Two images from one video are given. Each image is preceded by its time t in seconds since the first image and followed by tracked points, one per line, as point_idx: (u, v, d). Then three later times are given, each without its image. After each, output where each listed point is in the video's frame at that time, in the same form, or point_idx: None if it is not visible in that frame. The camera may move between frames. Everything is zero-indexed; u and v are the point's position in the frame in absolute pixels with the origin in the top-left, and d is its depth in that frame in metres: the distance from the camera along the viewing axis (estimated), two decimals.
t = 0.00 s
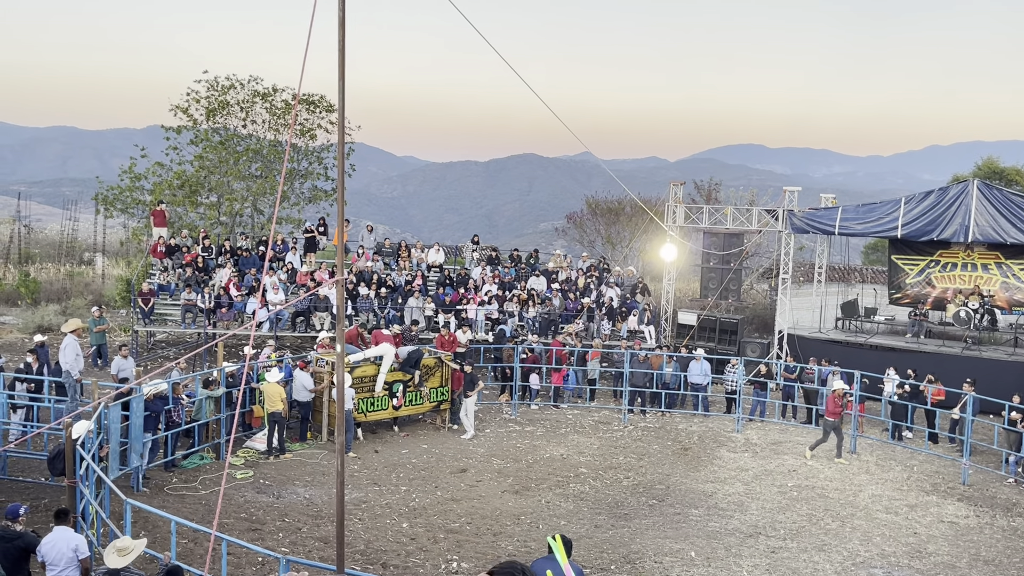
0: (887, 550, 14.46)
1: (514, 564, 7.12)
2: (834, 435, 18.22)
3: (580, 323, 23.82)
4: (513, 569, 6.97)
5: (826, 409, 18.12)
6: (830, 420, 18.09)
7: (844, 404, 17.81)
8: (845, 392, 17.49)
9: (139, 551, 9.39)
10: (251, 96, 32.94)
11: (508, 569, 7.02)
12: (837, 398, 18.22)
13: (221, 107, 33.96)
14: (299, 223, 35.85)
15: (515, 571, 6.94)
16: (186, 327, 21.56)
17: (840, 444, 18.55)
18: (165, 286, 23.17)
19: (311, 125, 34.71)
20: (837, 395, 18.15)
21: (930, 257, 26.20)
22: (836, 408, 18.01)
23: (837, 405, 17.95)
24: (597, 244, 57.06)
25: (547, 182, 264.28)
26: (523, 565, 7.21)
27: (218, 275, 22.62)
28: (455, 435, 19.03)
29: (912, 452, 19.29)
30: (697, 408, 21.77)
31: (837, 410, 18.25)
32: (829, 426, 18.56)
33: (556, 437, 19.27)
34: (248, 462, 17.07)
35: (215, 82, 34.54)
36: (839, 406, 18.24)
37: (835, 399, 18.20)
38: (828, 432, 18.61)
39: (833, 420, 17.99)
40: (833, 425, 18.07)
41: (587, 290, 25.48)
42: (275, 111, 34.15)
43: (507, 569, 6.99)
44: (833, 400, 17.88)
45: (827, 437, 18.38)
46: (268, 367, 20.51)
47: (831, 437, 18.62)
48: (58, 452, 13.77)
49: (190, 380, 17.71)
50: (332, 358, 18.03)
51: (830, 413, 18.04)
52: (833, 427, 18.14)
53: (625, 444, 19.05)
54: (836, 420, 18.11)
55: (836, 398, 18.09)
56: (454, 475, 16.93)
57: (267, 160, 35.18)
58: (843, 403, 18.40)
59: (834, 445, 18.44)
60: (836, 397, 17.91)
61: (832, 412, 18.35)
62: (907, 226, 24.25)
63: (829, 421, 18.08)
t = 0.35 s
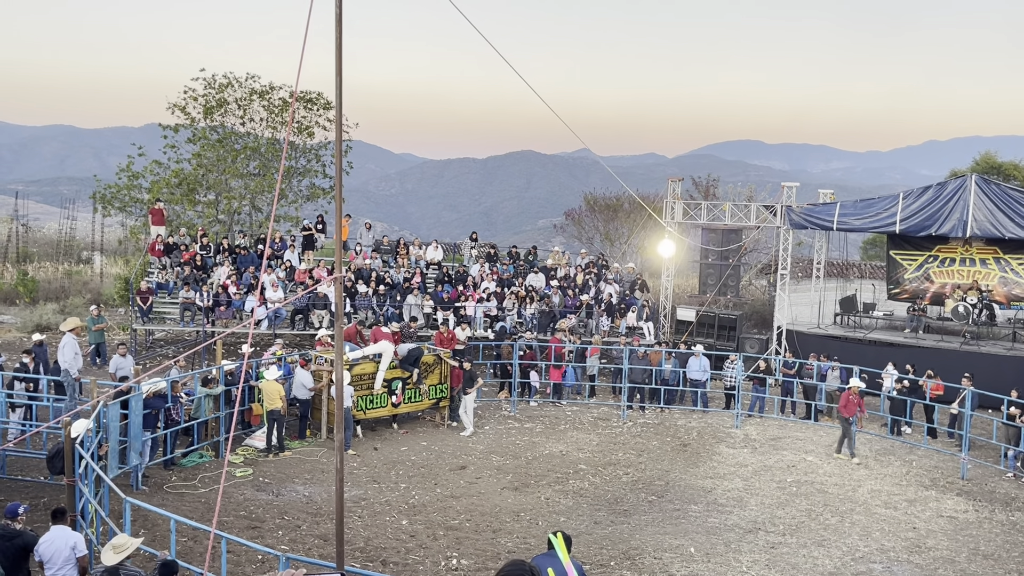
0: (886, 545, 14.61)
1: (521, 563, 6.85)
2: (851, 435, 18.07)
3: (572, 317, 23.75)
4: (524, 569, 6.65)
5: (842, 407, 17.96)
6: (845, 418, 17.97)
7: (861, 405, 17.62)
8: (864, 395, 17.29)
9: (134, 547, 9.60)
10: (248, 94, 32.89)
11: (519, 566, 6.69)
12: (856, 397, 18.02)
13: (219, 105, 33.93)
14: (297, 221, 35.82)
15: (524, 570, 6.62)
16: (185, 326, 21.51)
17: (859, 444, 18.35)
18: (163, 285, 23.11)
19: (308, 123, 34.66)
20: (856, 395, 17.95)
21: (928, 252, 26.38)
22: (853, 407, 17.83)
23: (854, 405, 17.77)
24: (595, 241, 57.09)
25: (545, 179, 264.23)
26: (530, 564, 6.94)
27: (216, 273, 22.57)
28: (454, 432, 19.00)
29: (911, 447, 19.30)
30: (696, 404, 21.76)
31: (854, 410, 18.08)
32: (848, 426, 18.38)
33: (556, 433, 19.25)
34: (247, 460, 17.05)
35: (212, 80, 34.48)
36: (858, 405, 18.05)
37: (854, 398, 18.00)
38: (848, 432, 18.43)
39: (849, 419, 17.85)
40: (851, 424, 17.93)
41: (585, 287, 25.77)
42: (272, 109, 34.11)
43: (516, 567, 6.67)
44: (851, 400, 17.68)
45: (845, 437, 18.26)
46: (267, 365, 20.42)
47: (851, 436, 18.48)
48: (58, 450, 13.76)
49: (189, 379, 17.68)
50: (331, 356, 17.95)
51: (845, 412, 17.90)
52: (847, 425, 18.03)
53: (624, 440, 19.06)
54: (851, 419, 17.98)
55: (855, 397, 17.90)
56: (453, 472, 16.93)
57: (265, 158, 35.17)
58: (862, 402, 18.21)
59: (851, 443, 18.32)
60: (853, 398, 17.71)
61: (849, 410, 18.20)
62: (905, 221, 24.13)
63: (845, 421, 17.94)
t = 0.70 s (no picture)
0: (880, 535, 14.84)
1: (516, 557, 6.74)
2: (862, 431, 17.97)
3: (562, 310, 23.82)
4: (519, 562, 6.51)
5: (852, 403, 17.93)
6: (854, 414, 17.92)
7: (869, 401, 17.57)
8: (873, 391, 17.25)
9: (129, 543, 9.60)
10: (240, 89, 32.75)
11: (514, 559, 6.57)
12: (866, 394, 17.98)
13: (211, 100, 33.80)
14: (290, 216, 35.74)
15: (520, 563, 6.49)
16: (178, 322, 21.41)
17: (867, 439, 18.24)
18: (156, 281, 23.02)
19: (301, 118, 34.54)
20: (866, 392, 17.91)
21: (921, 243, 26.43)
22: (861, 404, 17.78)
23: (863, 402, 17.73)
24: (589, 234, 57.12)
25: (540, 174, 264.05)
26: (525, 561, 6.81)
27: (209, 269, 22.51)
28: (449, 426, 18.98)
29: (904, 438, 19.36)
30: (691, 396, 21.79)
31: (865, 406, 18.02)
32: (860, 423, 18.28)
33: (550, 427, 19.26)
34: (242, 456, 17.03)
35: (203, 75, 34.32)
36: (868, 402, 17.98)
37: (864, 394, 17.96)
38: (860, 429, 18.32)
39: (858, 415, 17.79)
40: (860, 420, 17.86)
41: (579, 281, 25.56)
42: (264, 104, 33.97)
43: (511, 560, 6.54)
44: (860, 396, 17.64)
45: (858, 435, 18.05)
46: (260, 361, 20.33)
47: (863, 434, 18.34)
48: (52, 448, 13.75)
49: (183, 376, 17.64)
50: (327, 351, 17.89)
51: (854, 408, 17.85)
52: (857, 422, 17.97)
53: (619, 433, 19.07)
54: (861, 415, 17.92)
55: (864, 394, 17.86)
56: (449, 466, 16.95)
57: (257, 154, 35.07)
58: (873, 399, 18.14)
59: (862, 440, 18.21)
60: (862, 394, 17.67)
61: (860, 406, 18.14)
62: (898, 212, 24.09)
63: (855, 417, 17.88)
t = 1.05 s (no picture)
0: (868, 521, 15.00)
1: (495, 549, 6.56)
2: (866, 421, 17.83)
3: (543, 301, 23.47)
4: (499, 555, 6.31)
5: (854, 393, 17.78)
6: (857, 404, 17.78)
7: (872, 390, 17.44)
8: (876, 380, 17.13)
9: (118, 537, 9.59)
10: (225, 81, 32.54)
11: (493, 552, 6.40)
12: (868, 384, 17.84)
13: (196, 93, 33.60)
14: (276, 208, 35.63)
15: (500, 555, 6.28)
16: (165, 316, 21.31)
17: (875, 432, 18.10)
18: (143, 275, 22.91)
19: (286, 110, 34.36)
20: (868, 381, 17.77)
21: (907, 230, 26.52)
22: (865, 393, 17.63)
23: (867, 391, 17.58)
24: (577, 224, 57.16)
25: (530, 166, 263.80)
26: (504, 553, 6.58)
27: (196, 262, 22.40)
28: (439, 418, 18.97)
29: (892, 424, 19.46)
30: (680, 385, 21.84)
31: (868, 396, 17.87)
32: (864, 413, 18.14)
33: (540, 417, 19.26)
34: (231, 449, 16.98)
35: (187, 67, 34.07)
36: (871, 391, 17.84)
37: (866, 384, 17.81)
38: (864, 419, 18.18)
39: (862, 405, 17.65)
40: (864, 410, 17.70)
41: (567, 271, 25.69)
42: (249, 96, 33.76)
43: (492, 552, 6.34)
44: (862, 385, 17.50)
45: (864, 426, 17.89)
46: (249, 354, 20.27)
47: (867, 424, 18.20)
48: (39, 444, 13.68)
49: (171, 370, 17.55)
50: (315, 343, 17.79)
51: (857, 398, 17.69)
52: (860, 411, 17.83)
53: (609, 422, 19.11)
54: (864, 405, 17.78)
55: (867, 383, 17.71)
56: (438, 457, 16.95)
57: (243, 146, 34.91)
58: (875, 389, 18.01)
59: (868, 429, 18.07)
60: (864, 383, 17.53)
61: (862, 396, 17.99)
62: (884, 199, 24.13)
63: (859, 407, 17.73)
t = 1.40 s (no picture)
0: (846, 500, 15.18)
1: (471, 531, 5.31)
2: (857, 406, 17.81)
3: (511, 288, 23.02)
4: (476, 537, 5.04)
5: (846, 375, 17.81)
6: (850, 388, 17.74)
7: (866, 373, 17.46)
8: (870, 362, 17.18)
9: (98, 529, 9.64)
10: (198, 67, 32.17)
11: (471, 535, 5.10)
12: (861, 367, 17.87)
13: (169, 79, 33.23)
14: (253, 196, 35.35)
15: (477, 537, 5.02)
16: (142, 306, 21.14)
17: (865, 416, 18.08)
18: (118, 264, 22.71)
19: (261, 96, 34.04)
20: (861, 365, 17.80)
21: (883, 212, 26.68)
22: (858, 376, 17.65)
23: (860, 374, 17.61)
24: (555, 209, 57.12)
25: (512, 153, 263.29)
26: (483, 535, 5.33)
27: (172, 251, 22.21)
28: (419, 404, 18.94)
29: (869, 404, 19.65)
30: (659, 368, 21.93)
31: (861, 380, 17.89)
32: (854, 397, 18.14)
33: (520, 402, 19.29)
34: (210, 438, 16.90)
35: (160, 53, 33.65)
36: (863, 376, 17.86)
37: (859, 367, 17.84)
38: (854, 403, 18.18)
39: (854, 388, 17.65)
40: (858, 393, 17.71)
41: (547, 256, 25.73)
42: (224, 83, 33.40)
43: (467, 534, 5.08)
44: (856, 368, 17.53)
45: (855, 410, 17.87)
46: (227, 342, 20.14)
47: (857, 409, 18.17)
48: (15, 435, 13.57)
49: (148, 359, 17.42)
50: (292, 331, 17.65)
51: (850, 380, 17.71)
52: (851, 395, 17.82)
53: (588, 406, 19.18)
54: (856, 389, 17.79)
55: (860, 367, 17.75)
56: (419, 443, 16.95)
57: (218, 133, 34.59)
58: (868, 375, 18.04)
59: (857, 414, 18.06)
60: (858, 365, 17.58)
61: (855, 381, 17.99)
62: (860, 180, 24.20)
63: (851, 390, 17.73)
